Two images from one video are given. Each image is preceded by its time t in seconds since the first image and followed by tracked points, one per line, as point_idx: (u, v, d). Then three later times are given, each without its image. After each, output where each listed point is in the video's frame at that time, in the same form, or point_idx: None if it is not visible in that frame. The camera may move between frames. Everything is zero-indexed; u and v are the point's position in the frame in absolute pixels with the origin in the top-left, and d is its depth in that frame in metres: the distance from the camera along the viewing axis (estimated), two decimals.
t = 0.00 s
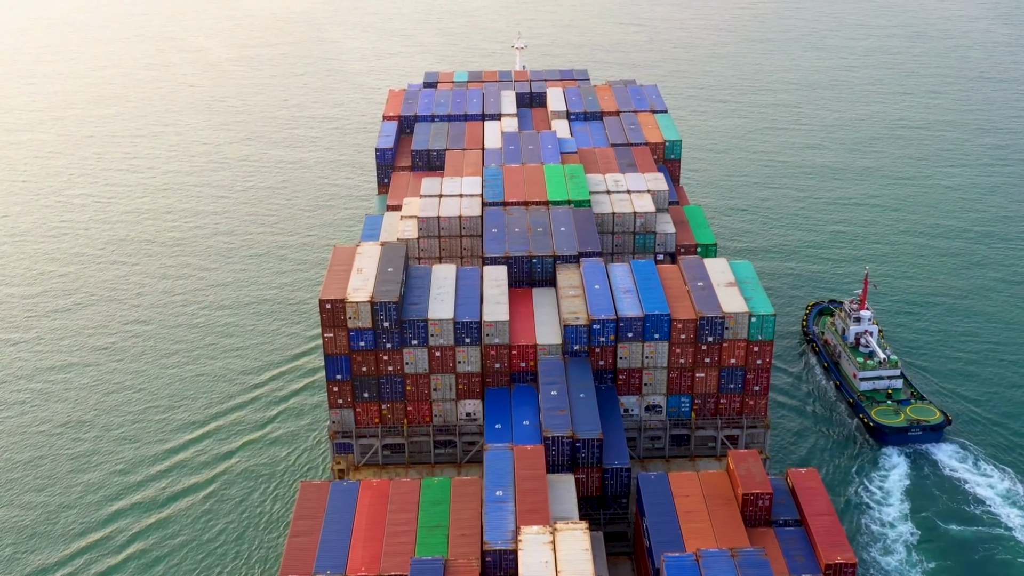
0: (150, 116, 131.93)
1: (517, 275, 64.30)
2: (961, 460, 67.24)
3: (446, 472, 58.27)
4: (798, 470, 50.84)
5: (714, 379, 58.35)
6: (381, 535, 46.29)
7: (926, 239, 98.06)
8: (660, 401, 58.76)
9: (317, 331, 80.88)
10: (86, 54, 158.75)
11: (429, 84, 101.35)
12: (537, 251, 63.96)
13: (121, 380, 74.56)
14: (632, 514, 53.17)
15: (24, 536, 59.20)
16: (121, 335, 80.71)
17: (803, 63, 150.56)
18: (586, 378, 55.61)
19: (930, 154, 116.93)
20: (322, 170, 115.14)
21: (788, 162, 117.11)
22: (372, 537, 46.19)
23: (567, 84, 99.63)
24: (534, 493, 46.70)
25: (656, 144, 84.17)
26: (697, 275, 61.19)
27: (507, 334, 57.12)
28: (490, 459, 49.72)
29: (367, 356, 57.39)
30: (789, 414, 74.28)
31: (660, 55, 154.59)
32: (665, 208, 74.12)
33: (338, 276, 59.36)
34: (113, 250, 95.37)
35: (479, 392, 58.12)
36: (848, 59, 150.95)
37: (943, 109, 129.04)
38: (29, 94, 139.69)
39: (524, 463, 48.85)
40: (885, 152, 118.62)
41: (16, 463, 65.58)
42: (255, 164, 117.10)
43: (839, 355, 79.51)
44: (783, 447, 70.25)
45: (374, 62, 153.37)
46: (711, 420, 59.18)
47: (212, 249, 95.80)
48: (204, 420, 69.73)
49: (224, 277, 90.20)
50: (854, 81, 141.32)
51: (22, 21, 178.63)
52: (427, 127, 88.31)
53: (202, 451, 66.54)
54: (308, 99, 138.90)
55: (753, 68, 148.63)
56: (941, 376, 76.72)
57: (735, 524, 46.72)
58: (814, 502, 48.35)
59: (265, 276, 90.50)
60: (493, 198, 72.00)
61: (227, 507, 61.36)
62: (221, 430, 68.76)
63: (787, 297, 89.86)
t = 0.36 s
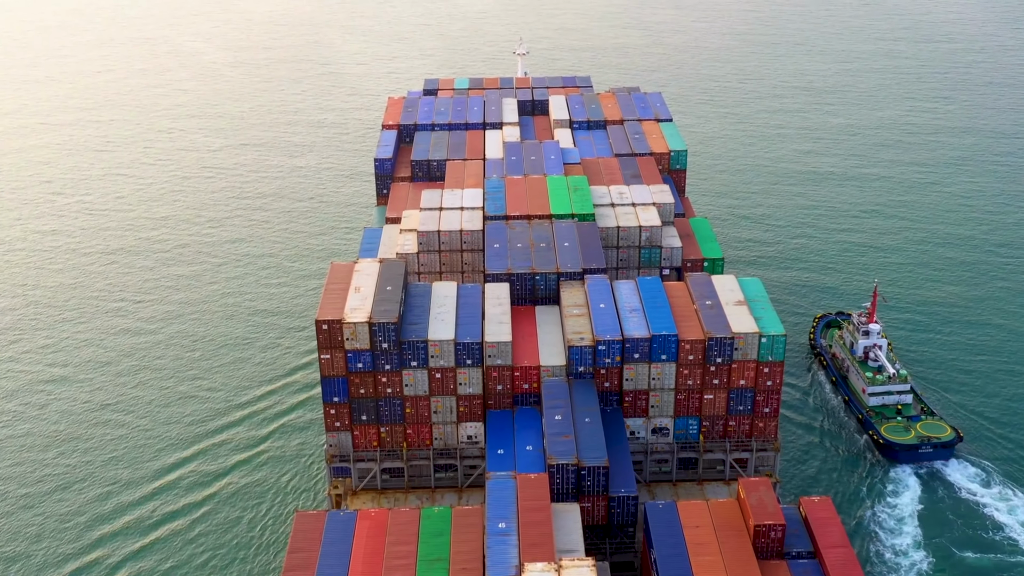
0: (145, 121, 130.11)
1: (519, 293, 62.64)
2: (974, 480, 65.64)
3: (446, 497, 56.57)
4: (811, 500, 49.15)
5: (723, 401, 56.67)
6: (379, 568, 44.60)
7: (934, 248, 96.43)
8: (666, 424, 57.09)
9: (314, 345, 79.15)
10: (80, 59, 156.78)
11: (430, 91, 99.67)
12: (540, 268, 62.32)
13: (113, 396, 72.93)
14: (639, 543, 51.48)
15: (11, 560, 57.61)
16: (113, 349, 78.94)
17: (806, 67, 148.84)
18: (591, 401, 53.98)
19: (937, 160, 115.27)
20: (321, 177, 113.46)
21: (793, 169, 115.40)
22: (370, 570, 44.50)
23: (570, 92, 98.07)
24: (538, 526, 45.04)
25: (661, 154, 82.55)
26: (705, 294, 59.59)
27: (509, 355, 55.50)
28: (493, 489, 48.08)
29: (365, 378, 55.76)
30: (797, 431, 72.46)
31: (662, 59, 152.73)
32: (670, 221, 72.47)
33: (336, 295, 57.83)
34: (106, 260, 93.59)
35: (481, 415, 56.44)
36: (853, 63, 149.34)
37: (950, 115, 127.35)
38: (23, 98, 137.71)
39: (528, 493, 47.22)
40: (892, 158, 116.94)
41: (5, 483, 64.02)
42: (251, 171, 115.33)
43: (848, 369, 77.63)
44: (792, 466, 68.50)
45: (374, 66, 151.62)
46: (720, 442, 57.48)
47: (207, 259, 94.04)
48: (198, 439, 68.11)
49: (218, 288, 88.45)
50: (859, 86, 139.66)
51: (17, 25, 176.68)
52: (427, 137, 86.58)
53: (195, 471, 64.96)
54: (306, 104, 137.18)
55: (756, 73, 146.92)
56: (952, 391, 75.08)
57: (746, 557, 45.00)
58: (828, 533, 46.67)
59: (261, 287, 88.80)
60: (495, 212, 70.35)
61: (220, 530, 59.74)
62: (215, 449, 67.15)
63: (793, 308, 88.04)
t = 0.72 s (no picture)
0: (140, 128, 128.23)
1: (521, 311, 60.85)
2: (989, 502, 63.94)
3: (447, 524, 54.80)
4: (825, 531, 47.38)
5: (732, 425, 54.85)
6: None
7: (943, 258, 94.60)
8: (674, 448, 55.29)
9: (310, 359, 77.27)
10: (75, 65, 154.83)
11: (430, 98, 97.97)
12: (542, 285, 60.55)
13: (104, 412, 71.18)
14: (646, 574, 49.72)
15: None
16: (105, 363, 77.17)
17: (811, 72, 146.94)
18: (596, 426, 52.20)
19: (945, 167, 113.42)
20: (319, 184, 111.69)
21: (798, 176, 113.54)
22: None
23: (573, 99, 96.29)
24: (542, 561, 43.23)
25: (666, 165, 80.73)
26: (714, 313, 57.79)
27: (512, 378, 53.74)
28: (495, 520, 46.32)
29: (362, 401, 53.97)
30: (805, 448, 70.55)
31: (665, 64, 150.80)
32: (676, 235, 70.64)
33: (333, 315, 56.10)
34: (99, 272, 91.72)
35: (482, 439, 54.62)
36: (858, 67, 147.77)
37: (958, 120, 125.51)
38: (17, 105, 135.79)
39: (531, 525, 45.46)
40: (899, 164, 115.26)
41: None
42: (248, 179, 113.42)
43: (857, 385, 75.50)
44: (801, 485, 66.68)
45: (373, 71, 149.73)
46: (728, 467, 55.68)
47: (202, 271, 92.19)
48: (191, 457, 66.31)
49: (213, 301, 86.58)
50: (864, 90, 137.79)
51: (12, 30, 174.77)
52: (427, 146, 84.78)
53: (187, 491, 63.17)
54: (304, 110, 135.27)
55: (760, 77, 144.99)
56: (965, 407, 73.22)
57: None
58: (844, 568, 44.90)
59: (257, 298, 86.96)
60: (496, 226, 68.56)
61: (212, 554, 57.96)
62: (208, 468, 65.34)
63: (800, 318, 86.11)
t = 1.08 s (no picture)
0: (135, 136, 126.39)
1: (523, 330, 59.10)
2: (1003, 526, 62.22)
3: (446, 552, 53.02)
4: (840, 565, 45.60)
5: (741, 450, 53.06)
6: None
7: (952, 267, 92.80)
8: (681, 474, 53.52)
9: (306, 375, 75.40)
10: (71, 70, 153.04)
11: (429, 107, 96.32)
12: (545, 304, 58.82)
13: (94, 429, 69.33)
14: None
15: None
16: (96, 379, 75.36)
17: (815, 77, 145.14)
18: (601, 452, 50.43)
19: (953, 174, 111.67)
20: (316, 192, 109.89)
21: (804, 184, 111.73)
22: None
23: (575, 108, 94.59)
24: None
25: (671, 175, 78.96)
26: (722, 334, 56.01)
27: (514, 403, 51.98)
28: (496, 554, 44.56)
29: (359, 426, 52.20)
30: (814, 467, 68.76)
31: (667, 69, 148.99)
32: (681, 250, 68.89)
33: (329, 337, 54.37)
34: (91, 284, 89.88)
35: (483, 464, 52.83)
36: (864, 72, 146.02)
37: (965, 127, 123.78)
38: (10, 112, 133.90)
39: (535, 561, 43.71)
40: (908, 171, 113.46)
41: None
42: (244, 188, 111.57)
43: (866, 401, 73.42)
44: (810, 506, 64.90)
45: (372, 76, 147.97)
46: (738, 493, 53.90)
47: (197, 281, 90.38)
48: (183, 476, 64.48)
49: (208, 313, 84.72)
50: (870, 96, 136.05)
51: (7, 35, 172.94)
52: (427, 156, 83.03)
53: (179, 512, 61.35)
54: (303, 117, 133.47)
55: (764, 82, 143.15)
56: (977, 423, 71.43)
57: None
58: None
59: (252, 310, 85.10)
60: (497, 240, 66.80)
61: None
62: (201, 488, 63.52)
63: (807, 330, 84.23)
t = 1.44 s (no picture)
0: (130, 143, 124.64)
1: (525, 350, 57.32)
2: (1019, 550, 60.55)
3: None
4: None
5: (751, 477, 51.25)
6: None
7: (961, 278, 91.14)
8: (688, 501, 51.73)
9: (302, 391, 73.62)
10: (65, 76, 151.22)
11: (429, 115, 94.60)
12: (548, 323, 57.09)
13: (83, 448, 67.56)
14: None
15: None
16: (87, 396, 73.64)
17: (819, 81, 143.40)
18: (606, 480, 48.66)
19: (960, 181, 109.99)
20: (314, 201, 108.19)
21: (809, 192, 109.97)
22: None
23: (577, 116, 92.89)
24: None
25: (675, 187, 77.26)
26: (731, 356, 54.26)
27: (515, 428, 50.18)
28: None
29: (356, 452, 50.45)
30: (823, 487, 66.96)
31: (669, 74, 147.21)
32: (686, 265, 67.13)
33: (325, 359, 52.62)
34: (84, 298, 88.19)
35: (483, 492, 51.05)
36: (868, 77, 144.31)
37: (972, 133, 122.14)
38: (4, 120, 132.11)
39: None
40: (914, 178, 111.78)
41: None
42: (241, 196, 109.81)
43: (874, 417, 71.48)
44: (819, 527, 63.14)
45: (371, 81, 146.25)
46: (747, 521, 52.12)
47: (191, 294, 88.66)
48: (174, 498, 62.71)
49: (202, 326, 82.97)
50: (875, 101, 134.32)
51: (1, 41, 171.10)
52: (426, 167, 81.31)
53: (170, 536, 59.57)
54: (300, 122, 131.71)
55: (767, 87, 141.40)
56: (989, 441, 69.75)
57: None
58: None
59: (248, 324, 83.38)
60: (497, 255, 65.05)
61: None
62: (193, 510, 61.75)
63: (814, 343, 82.49)
